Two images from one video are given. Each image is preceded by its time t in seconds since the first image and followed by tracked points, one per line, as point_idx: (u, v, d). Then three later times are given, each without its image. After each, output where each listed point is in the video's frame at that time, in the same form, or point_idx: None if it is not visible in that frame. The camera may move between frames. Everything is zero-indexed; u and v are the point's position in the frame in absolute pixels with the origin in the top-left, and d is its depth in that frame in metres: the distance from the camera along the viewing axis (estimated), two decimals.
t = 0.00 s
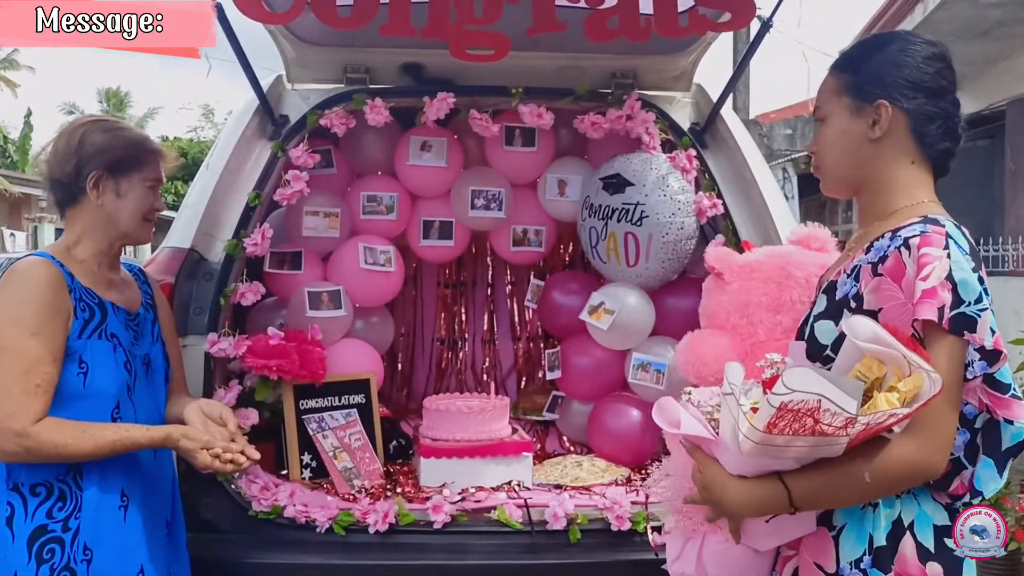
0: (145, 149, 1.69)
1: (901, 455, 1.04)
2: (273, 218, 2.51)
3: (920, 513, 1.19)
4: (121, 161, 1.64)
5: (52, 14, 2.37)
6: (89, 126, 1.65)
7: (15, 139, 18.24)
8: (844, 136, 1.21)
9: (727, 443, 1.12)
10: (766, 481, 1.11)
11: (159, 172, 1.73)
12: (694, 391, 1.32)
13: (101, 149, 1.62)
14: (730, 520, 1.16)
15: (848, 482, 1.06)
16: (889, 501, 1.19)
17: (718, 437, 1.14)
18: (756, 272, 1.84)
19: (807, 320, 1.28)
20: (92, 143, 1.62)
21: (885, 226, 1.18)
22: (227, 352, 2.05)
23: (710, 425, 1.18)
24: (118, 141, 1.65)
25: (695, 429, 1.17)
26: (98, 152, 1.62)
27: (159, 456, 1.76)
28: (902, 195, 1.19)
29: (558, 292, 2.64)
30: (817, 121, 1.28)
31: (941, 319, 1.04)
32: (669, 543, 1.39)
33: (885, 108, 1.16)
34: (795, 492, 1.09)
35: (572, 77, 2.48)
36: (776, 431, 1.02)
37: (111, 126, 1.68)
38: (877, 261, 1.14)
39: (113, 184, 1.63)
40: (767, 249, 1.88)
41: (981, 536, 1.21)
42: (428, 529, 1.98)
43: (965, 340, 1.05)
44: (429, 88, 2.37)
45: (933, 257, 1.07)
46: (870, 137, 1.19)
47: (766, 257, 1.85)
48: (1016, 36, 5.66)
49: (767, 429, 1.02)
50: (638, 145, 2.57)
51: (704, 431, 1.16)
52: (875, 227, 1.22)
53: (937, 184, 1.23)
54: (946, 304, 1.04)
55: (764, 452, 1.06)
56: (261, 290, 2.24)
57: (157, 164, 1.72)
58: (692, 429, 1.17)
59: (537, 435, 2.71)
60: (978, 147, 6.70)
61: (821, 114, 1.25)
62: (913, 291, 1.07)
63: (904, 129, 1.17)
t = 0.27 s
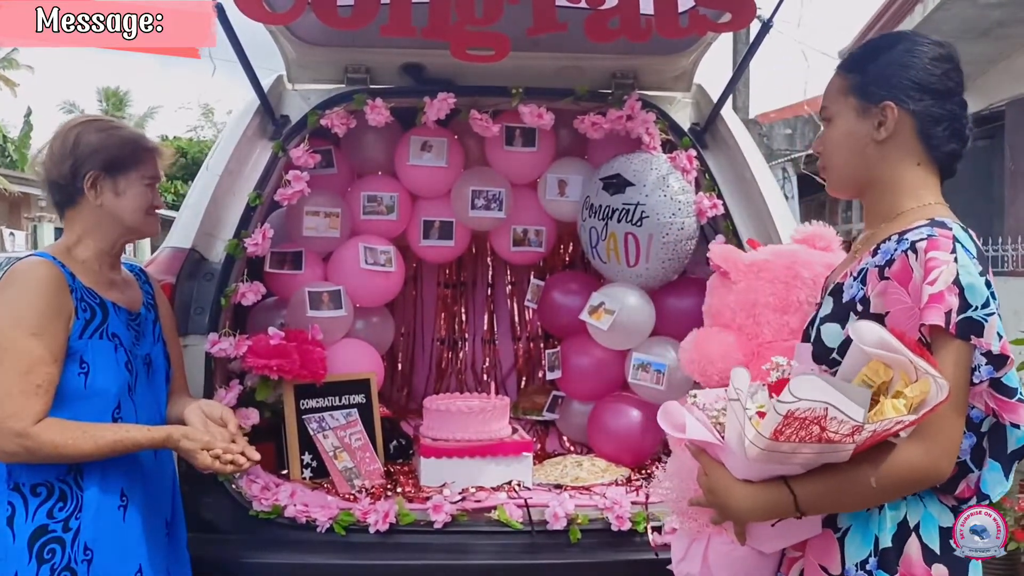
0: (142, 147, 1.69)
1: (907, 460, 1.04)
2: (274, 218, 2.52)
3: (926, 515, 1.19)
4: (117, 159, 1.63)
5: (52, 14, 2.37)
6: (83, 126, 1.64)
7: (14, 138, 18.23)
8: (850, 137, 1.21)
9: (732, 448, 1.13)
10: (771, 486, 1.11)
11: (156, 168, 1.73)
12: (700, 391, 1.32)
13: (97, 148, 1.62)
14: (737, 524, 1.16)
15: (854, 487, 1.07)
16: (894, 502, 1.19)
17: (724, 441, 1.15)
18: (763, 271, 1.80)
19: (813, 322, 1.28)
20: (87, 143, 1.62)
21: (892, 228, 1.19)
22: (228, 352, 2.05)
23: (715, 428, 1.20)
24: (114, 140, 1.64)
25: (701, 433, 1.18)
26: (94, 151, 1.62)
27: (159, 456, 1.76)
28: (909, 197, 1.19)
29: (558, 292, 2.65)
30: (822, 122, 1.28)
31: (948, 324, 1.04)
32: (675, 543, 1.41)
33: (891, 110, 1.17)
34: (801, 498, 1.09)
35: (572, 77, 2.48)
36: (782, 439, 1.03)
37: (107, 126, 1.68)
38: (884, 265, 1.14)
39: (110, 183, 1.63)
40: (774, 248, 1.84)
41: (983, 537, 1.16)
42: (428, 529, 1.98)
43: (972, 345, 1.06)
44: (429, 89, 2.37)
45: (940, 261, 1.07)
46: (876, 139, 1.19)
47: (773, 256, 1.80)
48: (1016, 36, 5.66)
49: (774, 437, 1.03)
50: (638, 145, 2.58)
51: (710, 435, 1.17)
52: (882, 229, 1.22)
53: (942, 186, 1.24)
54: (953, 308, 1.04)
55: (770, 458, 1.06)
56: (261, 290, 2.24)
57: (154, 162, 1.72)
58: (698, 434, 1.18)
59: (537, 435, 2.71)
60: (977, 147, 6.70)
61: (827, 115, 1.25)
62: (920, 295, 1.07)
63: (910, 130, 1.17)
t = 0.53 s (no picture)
0: (140, 146, 1.68)
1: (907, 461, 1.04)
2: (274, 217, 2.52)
3: (927, 514, 1.19)
4: (116, 159, 1.63)
5: (52, 14, 2.35)
6: (81, 126, 1.64)
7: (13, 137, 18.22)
8: (857, 138, 1.22)
9: (733, 448, 1.13)
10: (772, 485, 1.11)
11: (155, 167, 1.72)
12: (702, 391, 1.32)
13: (95, 147, 1.62)
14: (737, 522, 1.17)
15: (854, 488, 1.07)
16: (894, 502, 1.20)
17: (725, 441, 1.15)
18: (765, 273, 1.80)
19: (816, 323, 1.29)
20: (85, 143, 1.62)
21: (895, 230, 1.19)
22: (227, 351, 2.05)
23: (716, 428, 1.20)
24: (113, 139, 1.64)
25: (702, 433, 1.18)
26: (93, 150, 1.62)
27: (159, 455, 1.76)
28: (913, 199, 1.20)
29: (558, 291, 2.65)
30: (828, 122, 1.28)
31: (951, 327, 1.05)
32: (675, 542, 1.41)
33: (898, 111, 1.17)
34: (801, 498, 1.10)
35: (572, 77, 2.49)
36: (783, 440, 1.03)
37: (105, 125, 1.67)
38: (887, 267, 1.15)
39: (110, 183, 1.63)
40: (776, 249, 1.83)
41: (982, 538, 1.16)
42: (428, 528, 1.98)
43: (974, 348, 1.06)
44: (429, 88, 2.37)
45: (943, 264, 1.07)
46: (881, 140, 1.20)
47: (776, 257, 1.80)
48: (1015, 36, 5.66)
49: (774, 437, 1.03)
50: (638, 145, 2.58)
51: (711, 435, 1.17)
52: (886, 230, 1.23)
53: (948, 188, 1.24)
54: (955, 311, 1.04)
55: (769, 458, 1.06)
56: (261, 289, 2.24)
57: (153, 160, 1.71)
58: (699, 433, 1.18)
59: (537, 435, 2.72)
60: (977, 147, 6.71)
61: (834, 115, 1.26)
62: (922, 298, 1.08)
63: (916, 132, 1.17)
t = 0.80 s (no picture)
0: (141, 143, 1.68)
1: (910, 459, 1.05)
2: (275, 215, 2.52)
3: (926, 511, 1.19)
4: (117, 158, 1.64)
5: (53, 14, 2.37)
6: (80, 125, 1.64)
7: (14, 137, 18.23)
8: (860, 135, 1.22)
9: (735, 446, 1.13)
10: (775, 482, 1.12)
11: (156, 164, 1.73)
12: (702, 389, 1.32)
13: (95, 146, 1.62)
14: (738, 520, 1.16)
15: (856, 485, 1.08)
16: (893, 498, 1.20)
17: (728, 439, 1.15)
18: (764, 270, 1.81)
19: (818, 321, 1.29)
20: (85, 142, 1.62)
21: (898, 230, 1.19)
22: (228, 350, 2.06)
23: (719, 426, 1.19)
24: (112, 137, 1.64)
25: (704, 430, 1.18)
26: (93, 149, 1.62)
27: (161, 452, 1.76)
28: (916, 198, 1.20)
29: (558, 290, 2.65)
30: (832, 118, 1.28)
31: (953, 328, 1.05)
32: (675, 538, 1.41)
33: (903, 109, 1.17)
34: (803, 495, 1.10)
35: (573, 77, 2.49)
36: (787, 438, 1.03)
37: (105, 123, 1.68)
38: (890, 266, 1.15)
39: (111, 181, 1.63)
40: (775, 247, 1.86)
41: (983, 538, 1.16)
42: (428, 527, 1.99)
43: (975, 347, 1.06)
44: (430, 87, 2.38)
45: (946, 264, 1.07)
46: (885, 138, 1.20)
47: (775, 256, 1.83)
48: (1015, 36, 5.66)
49: (779, 435, 1.02)
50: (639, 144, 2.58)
51: (713, 433, 1.17)
52: (888, 229, 1.23)
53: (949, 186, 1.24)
54: (958, 312, 1.05)
55: (774, 456, 1.06)
56: (261, 288, 2.24)
57: (154, 158, 1.71)
58: (701, 430, 1.18)
59: (537, 434, 2.73)
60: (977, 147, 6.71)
61: (838, 112, 1.26)
62: (925, 298, 1.08)
63: (920, 131, 1.18)
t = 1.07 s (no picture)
0: (137, 141, 1.67)
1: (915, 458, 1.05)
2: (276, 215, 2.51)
3: (930, 510, 1.19)
4: (111, 157, 1.63)
5: (52, 15, 2.36)
6: (73, 126, 1.64)
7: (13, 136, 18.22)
8: (860, 136, 1.21)
9: (739, 445, 1.12)
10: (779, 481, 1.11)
11: (155, 163, 1.72)
12: (706, 390, 1.31)
13: (89, 146, 1.62)
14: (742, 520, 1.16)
15: (861, 484, 1.07)
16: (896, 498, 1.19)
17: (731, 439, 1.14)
18: (765, 271, 1.80)
19: (819, 321, 1.29)
20: (79, 143, 1.62)
21: (898, 230, 1.19)
22: (229, 350, 2.05)
23: (723, 426, 1.18)
24: (106, 136, 1.64)
25: (707, 430, 1.16)
26: (87, 149, 1.61)
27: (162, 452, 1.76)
28: (916, 198, 1.20)
29: (558, 291, 2.65)
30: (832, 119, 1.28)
31: (955, 326, 1.04)
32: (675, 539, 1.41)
33: (902, 109, 1.17)
34: (809, 495, 1.09)
35: (573, 76, 2.49)
36: (795, 438, 1.02)
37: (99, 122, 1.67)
38: (891, 265, 1.14)
39: (107, 180, 1.63)
40: (777, 248, 1.84)
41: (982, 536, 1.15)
42: (429, 527, 1.99)
43: (976, 344, 1.06)
44: (430, 87, 2.37)
45: (947, 262, 1.07)
46: (884, 138, 1.19)
47: (778, 256, 1.80)
48: (1016, 35, 5.64)
49: (786, 435, 1.02)
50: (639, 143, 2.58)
51: (717, 433, 1.16)
52: (890, 229, 1.22)
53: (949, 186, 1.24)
54: (960, 310, 1.04)
55: (780, 457, 1.06)
56: (261, 288, 2.24)
57: (151, 156, 1.70)
58: (704, 430, 1.16)
59: (537, 434, 2.72)
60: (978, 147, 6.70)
61: (836, 113, 1.25)
62: (927, 296, 1.07)
63: (919, 130, 1.17)
